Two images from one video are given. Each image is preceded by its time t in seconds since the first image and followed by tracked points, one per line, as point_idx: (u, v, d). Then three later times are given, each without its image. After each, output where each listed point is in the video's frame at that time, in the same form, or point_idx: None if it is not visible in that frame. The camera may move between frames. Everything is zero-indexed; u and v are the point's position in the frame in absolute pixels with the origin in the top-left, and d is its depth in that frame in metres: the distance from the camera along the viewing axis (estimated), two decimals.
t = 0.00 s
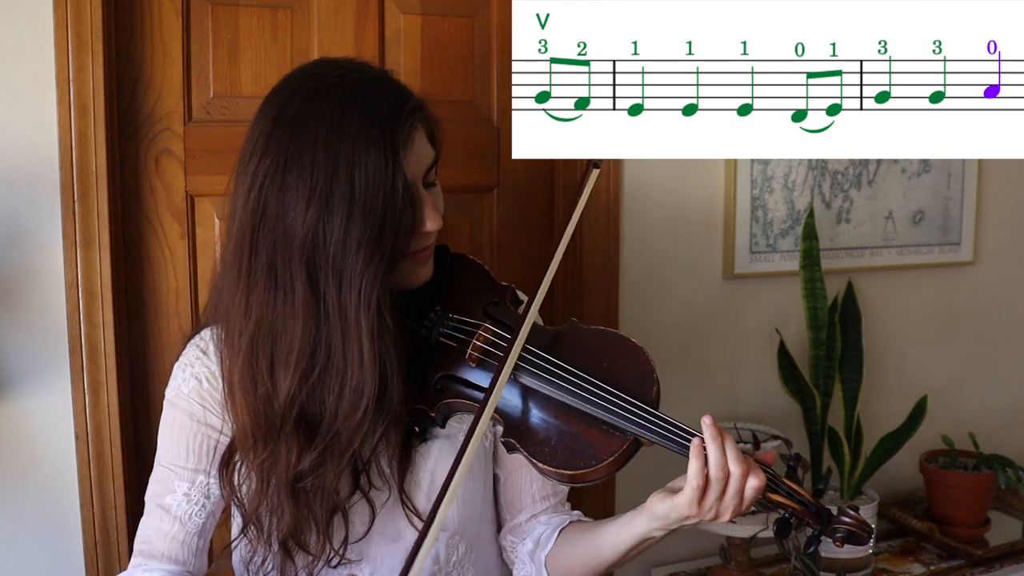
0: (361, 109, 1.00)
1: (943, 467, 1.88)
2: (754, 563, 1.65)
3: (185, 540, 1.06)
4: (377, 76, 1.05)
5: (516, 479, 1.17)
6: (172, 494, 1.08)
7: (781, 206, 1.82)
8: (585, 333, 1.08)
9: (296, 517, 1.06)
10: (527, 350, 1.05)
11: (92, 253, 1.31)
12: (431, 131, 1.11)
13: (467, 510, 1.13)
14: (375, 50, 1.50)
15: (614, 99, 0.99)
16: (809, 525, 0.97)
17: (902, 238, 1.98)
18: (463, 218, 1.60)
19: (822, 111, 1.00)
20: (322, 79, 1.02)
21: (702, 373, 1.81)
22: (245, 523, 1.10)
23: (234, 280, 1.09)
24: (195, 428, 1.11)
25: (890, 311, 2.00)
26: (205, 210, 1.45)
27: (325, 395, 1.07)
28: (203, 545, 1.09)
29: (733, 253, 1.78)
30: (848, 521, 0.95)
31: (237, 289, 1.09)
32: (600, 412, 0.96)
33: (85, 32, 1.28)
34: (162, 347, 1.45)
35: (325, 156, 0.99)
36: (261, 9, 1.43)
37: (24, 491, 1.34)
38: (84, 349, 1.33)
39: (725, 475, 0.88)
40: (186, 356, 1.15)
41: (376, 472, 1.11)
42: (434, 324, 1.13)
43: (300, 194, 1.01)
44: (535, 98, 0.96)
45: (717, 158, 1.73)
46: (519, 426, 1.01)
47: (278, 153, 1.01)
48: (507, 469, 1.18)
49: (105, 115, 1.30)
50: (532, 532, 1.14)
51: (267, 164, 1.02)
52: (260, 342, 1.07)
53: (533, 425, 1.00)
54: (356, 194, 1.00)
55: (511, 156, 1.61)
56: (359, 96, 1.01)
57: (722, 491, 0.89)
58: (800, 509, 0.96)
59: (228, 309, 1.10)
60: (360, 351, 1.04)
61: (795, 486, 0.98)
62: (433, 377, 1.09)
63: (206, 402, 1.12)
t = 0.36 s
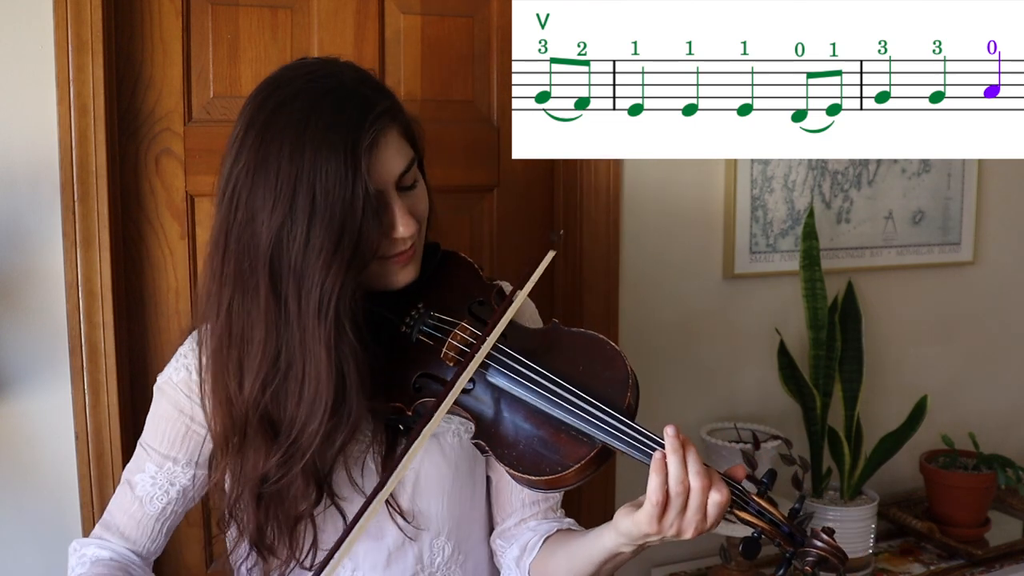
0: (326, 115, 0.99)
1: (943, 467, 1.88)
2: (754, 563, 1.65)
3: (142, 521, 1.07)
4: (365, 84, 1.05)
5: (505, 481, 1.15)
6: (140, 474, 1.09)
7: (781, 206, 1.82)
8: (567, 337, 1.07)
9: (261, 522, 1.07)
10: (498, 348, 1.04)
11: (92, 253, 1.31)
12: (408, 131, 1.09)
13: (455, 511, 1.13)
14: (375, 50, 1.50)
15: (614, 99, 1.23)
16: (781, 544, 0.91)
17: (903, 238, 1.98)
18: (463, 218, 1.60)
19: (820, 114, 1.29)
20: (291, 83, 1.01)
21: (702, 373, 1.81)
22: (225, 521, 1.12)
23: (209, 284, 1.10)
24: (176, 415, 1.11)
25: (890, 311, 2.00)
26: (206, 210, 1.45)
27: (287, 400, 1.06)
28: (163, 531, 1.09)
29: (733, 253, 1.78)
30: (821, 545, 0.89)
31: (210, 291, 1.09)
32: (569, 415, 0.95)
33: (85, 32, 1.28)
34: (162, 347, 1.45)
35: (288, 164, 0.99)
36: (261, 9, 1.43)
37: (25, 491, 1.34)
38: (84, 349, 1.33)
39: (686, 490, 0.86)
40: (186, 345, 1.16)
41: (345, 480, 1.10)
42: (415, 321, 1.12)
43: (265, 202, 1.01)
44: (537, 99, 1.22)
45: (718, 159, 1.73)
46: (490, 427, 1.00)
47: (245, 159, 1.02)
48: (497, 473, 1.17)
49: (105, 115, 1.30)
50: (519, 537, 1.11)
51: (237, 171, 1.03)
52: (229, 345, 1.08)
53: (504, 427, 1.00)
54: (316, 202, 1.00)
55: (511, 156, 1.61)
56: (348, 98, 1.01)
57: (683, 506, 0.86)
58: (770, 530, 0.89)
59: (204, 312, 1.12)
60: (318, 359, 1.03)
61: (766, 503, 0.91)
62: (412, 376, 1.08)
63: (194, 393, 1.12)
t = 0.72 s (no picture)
0: (321, 126, 0.99)
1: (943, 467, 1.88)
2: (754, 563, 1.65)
3: (142, 506, 1.08)
4: (367, 90, 1.05)
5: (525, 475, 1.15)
6: (145, 460, 1.10)
7: (781, 206, 1.82)
8: (584, 329, 1.04)
9: (251, 524, 1.09)
10: (514, 342, 1.03)
11: (92, 253, 1.31)
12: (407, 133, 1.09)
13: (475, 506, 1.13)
14: (375, 51, 1.50)
15: (613, 99, 1.22)
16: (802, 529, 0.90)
17: (903, 238, 1.98)
18: (463, 218, 1.60)
19: (821, 114, 1.29)
20: (290, 92, 1.01)
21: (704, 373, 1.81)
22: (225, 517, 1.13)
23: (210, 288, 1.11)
24: (185, 406, 1.13)
25: (890, 311, 2.00)
26: (206, 210, 1.45)
27: (276, 407, 1.07)
28: (162, 519, 1.10)
29: (733, 252, 1.78)
30: (842, 527, 0.88)
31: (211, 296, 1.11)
32: (583, 407, 0.94)
33: (85, 32, 1.28)
34: (163, 347, 1.45)
35: (282, 174, 1.00)
36: (261, 9, 1.43)
37: (25, 490, 1.34)
38: (84, 350, 1.33)
39: (707, 487, 0.84)
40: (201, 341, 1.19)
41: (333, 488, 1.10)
42: (428, 319, 1.11)
43: (261, 212, 1.02)
44: (535, 99, 1.22)
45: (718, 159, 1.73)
46: (507, 421, 1.00)
47: (242, 168, 1.03)
48: (514, 466, 1.17)
49: (105, 115, 1.30)
50: (542, 533, 1.11)
51: (236, 182, 1.04)
52: (225, 351, 1.10)
53: (521, 421, 0.99)
54: (308, 212, 1.00)
55: (511, 156, 1.61)
56: (346, 107, 1.01)
57: (707, 505, 0.84)
58: (789, 514, 0.88)
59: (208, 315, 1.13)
60: (301, 369, 1.04)
61: (786, 487, 0.90)
62: (426, 374, 1.07)
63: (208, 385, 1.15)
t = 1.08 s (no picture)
0: (367, 127, 0.99)
1: (943, 467, 1.88)
2: (754, 563, 1.67)
3: (212, 514, 1.05)
4: (407, 93, 1.05)
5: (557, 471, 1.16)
6: (204, 469, 1.07)
7: (781, 206, 1.82)
8: (618, 324, 1.08)
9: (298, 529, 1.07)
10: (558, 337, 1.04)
11: (92, 253, 1.31)
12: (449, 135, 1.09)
13: (510, 501, 1.13)
14: (375, 52, 1.50)
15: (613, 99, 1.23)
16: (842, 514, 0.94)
17: (903, 238, 1.98)
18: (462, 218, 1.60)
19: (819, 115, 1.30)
20: (333, 94, 1.01)
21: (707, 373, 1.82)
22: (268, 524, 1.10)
23: (251, 292, 1.11)
24: (233, 410, 1.11)
25: (890, 311, 2.00)
26: (206, 210, 1.45)
27: (325, 409, 1.07)
28: (231, 523, 1.08)
29: (733, 252, 1.78)
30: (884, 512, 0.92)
31: (252, 300, 1.11)
32: (630, 401, 0.95)
33: (85, 32, 1.28)
34: (162, 346, 1.45)
35: (330, 176, 1.00)
36: (261, 9, 1.43)
37: (25, 490, 1.34)
38: (84, 350, 1.33)
39: (763, 476, 0.86)
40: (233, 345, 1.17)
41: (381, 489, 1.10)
42: (467, 317, 1.13)
43: (308, 215, 1.02)
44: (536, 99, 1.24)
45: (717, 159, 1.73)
46: (550, 415, 1.01)
47: (288, 170, 1.03)
48: (547, 461, 1.17)
49: (105, 114, 1.30)
50: (576, 528, 1.12)
51: (279, 186, 1.04)
52: (270, 355, 1.09)
53: (565, 415, 1.00)
54: (357, 214, 1.00)
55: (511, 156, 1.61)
56: (385, 111, 1.00)
57: (763, 494, 0.86)
58: (834, 501, 0.92)
59: (247, 320, 1.12)
60: (353, 371, 1.03)
61: (828, 475, 0.93)
62: (467, 370, 1.09)
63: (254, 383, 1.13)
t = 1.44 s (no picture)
0: (417, 130, 1.00)
1: (943, 467, 1.88)
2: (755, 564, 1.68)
3: (266, 517, 1.08)
4: (459, 97, 1.05)
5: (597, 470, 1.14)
6: (258, 472, 1.10)
7: (781, 206, 1.81)
8: (658, 329, 1.06)
9: (351, 523, 1.09)
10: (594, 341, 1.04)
11: (92, 253, 1.31)
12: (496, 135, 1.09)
13: (550, 500, 1.13)
14: (375, 52, 1.50)
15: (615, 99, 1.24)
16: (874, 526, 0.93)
17: (902, 239, 1.98)
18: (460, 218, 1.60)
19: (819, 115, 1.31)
20: (384, 98, 1.02)
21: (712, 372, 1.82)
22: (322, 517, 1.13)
23: (305, 291, 1.13)
24: (284, 413, 1.13)
25: (890, 311, 2.00)
26: (206, 210, 1.45)
27: (380, 406, 1.08)
28: (285, 524, 1.11)
29: (733, 253, 1.78)
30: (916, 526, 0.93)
31: (306, 300, 1.13)
32: (667, 407, 0.95)
33: (85, 32, 1.28)
34: (162, 346, 1.45)
35: (382, 178, 1.00)
36: (261, 9, 1.43)
37: (25, 490, 1.34)
38: (84, 350, 1.33)
39: (790, 483, 0.86)
40: (283, 347, 1.19)
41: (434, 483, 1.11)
42: (509, 318, 1.12)
43: (360, 215, 1.03)
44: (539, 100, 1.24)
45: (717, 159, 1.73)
46: (587, 418, 1.01)
47: (341, 171, 1.03)
48: (587, 460, 1.15)
49: (105, 114, 1.30)
50: (614, 528, 1.10)
51: (331, 186, 1.05)
52: (324, 353, 1.11)
53: (602, 418, 1.00)
54: (409, 215, 1.00)
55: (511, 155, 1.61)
56: (433, 114, 1.01)
57: (790, 501, 0.86)
58: (866, 511, 0.92)
59: (302, 318, 1.15)
60: (407, 369, 1.05)
61: (859, 486, 0.94)
62: (508, 371, 1.09)
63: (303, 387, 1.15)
